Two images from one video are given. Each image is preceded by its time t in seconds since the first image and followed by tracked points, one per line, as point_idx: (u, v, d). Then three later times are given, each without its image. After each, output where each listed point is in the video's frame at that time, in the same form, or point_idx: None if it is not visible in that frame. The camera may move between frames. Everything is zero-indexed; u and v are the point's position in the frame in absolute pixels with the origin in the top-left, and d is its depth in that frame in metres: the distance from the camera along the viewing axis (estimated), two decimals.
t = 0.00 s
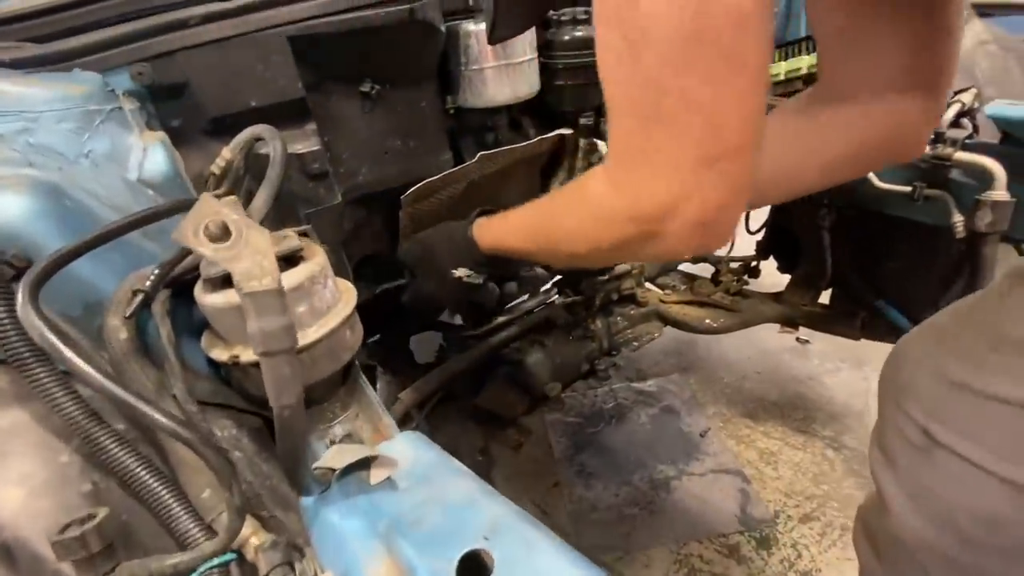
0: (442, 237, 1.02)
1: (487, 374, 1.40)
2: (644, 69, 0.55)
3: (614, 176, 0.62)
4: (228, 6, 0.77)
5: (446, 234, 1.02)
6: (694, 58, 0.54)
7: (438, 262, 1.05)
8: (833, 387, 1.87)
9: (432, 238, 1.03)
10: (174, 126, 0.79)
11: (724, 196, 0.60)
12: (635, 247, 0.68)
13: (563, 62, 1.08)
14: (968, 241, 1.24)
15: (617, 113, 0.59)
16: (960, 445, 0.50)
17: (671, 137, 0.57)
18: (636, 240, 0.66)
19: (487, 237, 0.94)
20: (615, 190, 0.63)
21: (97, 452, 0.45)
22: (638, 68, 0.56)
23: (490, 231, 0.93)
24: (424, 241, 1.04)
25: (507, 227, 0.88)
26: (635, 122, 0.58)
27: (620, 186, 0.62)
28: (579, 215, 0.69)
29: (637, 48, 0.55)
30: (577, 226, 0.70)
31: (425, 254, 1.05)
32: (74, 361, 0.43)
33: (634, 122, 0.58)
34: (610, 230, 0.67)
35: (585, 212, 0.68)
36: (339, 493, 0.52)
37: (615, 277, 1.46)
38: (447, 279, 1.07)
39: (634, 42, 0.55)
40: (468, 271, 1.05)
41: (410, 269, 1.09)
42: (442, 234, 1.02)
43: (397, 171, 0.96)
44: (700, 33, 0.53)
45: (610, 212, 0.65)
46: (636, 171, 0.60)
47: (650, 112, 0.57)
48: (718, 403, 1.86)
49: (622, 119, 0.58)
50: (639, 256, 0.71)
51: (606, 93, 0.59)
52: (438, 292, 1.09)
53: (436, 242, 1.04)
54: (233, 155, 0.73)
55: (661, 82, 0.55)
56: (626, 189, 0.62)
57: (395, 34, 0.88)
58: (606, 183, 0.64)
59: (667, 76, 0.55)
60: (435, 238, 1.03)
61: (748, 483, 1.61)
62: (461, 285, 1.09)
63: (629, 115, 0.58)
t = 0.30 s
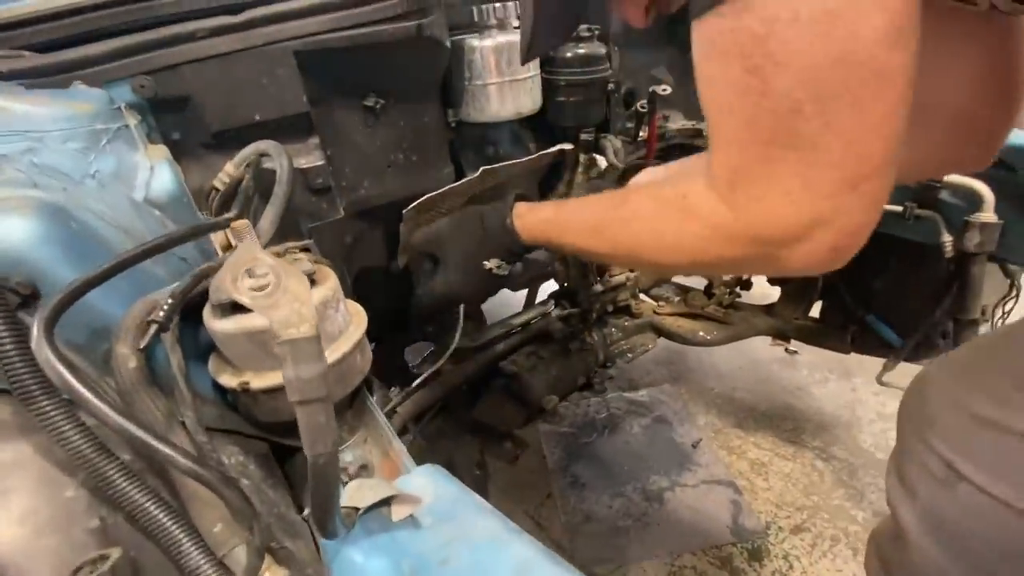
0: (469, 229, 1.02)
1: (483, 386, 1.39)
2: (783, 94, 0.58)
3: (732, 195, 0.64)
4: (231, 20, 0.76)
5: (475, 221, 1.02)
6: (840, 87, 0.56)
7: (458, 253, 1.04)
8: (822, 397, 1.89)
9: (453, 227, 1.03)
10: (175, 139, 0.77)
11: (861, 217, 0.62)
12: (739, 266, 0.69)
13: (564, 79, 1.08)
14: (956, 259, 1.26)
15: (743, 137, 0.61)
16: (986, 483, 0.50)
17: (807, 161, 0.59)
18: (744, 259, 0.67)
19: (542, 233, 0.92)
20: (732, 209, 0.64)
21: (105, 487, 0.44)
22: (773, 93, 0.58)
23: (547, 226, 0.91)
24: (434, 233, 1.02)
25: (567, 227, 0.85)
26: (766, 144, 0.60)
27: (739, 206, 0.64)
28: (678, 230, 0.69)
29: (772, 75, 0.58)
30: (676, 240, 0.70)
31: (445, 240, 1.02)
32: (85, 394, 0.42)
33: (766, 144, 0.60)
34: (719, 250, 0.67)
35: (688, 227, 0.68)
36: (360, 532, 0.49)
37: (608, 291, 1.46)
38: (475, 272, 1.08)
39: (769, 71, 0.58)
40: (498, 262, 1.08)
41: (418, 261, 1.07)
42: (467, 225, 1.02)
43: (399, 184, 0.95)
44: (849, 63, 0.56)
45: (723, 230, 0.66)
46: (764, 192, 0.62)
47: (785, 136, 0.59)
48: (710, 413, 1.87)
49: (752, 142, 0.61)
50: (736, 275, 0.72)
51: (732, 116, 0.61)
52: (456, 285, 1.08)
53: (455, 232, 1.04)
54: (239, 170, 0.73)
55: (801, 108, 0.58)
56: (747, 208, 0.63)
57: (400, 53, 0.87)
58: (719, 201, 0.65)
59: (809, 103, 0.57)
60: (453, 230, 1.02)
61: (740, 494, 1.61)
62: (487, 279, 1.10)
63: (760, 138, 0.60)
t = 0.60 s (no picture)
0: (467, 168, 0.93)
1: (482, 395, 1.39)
2: (848, 66, 0.54)
3: (781, 173, 0.60)
4: (236, 31, 0.74)
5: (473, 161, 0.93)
6: (915, 63, 0.53)
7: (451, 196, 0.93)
8: (818, 406, 1.90)
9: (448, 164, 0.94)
10: (178, 151, 0.76)
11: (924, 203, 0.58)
12: (779, 251, 0.66)
13: (568, 91, 1.08)
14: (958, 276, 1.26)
15: (801, 112, 0.57)
16: (1008, 527, 0.60)
17: (870, 140, 0.56)
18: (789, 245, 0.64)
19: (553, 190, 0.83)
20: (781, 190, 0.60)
21: (111, 521, 0.43)
22: (837, 63, 0.54)
23: (560, 183, 0.81)
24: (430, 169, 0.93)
25: (584, 191, 0.77)
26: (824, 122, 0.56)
27: (788, 186, 0.60)
28: (717, 208, 0.65)
29: (839, 47, 0.54)
30: (714, 218, 0.65)
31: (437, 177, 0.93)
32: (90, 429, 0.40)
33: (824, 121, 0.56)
34: (762, 231, 0.63)
35: (730, 205, 0.64)
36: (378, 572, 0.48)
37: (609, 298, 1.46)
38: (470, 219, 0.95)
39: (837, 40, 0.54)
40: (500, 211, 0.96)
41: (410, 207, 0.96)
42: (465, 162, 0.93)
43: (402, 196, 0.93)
44: (930, 30, 0.52)
45: (768, 211, 0.62)
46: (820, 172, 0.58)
47: (851, 111, 0.55)
48: (707, 421, 1.88)
49: (807, 117, 0.57)
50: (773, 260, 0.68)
51: (789, 88, 0.57)
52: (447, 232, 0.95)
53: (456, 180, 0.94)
54: (243, 184, 0.72)
55: (869, 79, 0.54)
56: (798, 189, 0.59)
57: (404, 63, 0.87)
58: (767, 178, 0.61)
59: (880, 74, 0.53)
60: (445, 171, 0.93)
61: (737, 504, 1.62)
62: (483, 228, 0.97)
63: (818, 114, 0.56)
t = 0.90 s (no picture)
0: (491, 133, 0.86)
1: (484, 407, 1.39)
2: (945, 14, 0.47)
3: (865, 141, 0.52)
4: (250, 51, 0.75)
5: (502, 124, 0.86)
6: None
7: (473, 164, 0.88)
8: (817, 415, 1.91)
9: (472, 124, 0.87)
10: (189, 168, 0.77)
11: None
12: (857, 229, 0.58)
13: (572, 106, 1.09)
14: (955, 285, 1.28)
15: (890, 67, 0.50)
16: None
17: (971, 100, 0.48)
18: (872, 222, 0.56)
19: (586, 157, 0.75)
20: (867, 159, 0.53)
21: (132, 543, 0.44)
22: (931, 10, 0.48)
23: (596, 150, 0.73)
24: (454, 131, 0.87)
25: (626, 159, 0.69)
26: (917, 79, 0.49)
27: (873, 155, 0.52)
28: (791, 179, 0.57)
29: None
30: (787, 190, 0.57)
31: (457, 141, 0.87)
32: (111, 453, 0.41)
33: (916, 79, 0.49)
34: (841, 205, 0.56)
35: (805, 176, 0.56)
36: None
37: (612, 308, 1.46)
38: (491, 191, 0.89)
39: None
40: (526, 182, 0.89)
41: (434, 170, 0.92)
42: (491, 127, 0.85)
43: (408, 210, 0.94)
44: None
45: (852, 183, 0.54)
46: (916, 137, 0.50)
47: (951, 65, 0.48)
48: (707, 429, 1.88)
49: (895, 74, 0.50)
50: (849, 240, 0.61)
51: (874, 40, 0.50)
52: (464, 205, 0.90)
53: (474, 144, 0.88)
54: (253, 202, 0.73)
55: (970, 26, 0.47)
56: (889, 157, 0.51)
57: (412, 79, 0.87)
58: (847, 146, 0.53)
59: (982, 20, 0.47)
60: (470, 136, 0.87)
61: (739, 513, 1.62)
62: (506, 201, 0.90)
63: (909, 71, 0.49)
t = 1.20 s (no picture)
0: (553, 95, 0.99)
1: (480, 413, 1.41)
2: None
3: None
4: (248, 62, 0.76)
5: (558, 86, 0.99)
6: None
7: (531, 122, 1.00)
8: (810, 420, 1.92)
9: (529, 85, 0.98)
10: (189, 176, 0.79)
11: None
12: (1001, 162, 0.60)
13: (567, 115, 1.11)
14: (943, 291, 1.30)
15: None
16: None
17: None
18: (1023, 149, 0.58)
19: (676, 108, 0.81)
20: None
21: (132, 545, 0.44)
22: None
23: (691, 97, 0.78)
24: (509, 89, 0.98)
25: (723, 101, 0.73)
26: None
27: None
28: (939, 103, 0.59)
29: None
30: (934, 116, 0.60)
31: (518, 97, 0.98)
32: (116, 451, 0.42)
33: None
34: (998, 124, 0.57)
35: (959, 99, 0.58)
36: None
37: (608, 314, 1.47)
38: (548, 149, 1.02)
39: None
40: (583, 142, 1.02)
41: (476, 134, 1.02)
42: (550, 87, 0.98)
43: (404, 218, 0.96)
44: None
45: (1008, 105, 0.56)
46: None
47: None
48: (702, 434, 1.89)
49: None
50: (978, 178, 0.63)
51: None
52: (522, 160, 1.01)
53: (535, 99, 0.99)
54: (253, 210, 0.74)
55: None
56: None
57: (410, 89, 0.88)
58: (1004, 64, 0.56)
59: None
60: (531, 96, 0.98)
61: (733, 518, 1.63)
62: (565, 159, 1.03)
63: None
